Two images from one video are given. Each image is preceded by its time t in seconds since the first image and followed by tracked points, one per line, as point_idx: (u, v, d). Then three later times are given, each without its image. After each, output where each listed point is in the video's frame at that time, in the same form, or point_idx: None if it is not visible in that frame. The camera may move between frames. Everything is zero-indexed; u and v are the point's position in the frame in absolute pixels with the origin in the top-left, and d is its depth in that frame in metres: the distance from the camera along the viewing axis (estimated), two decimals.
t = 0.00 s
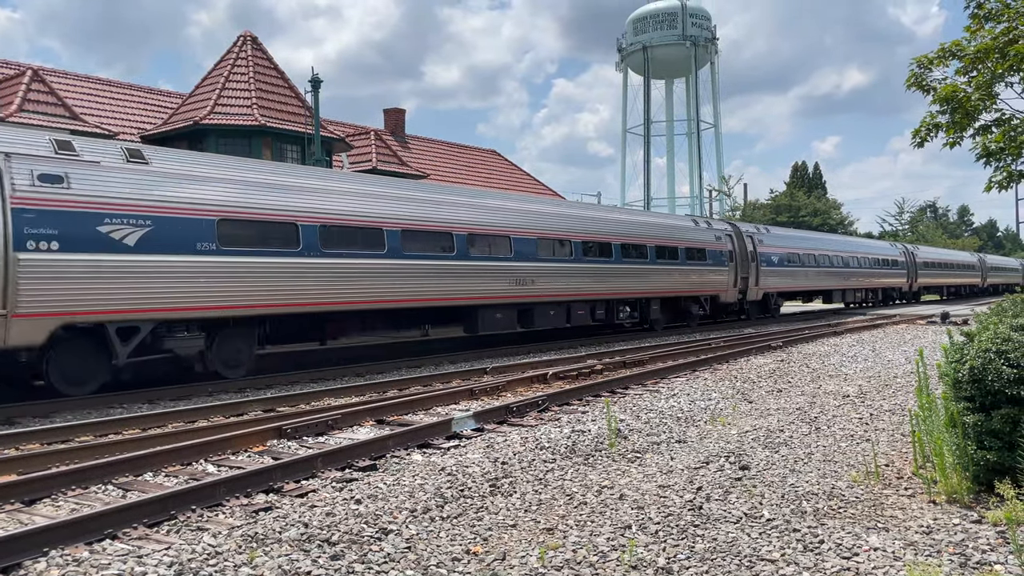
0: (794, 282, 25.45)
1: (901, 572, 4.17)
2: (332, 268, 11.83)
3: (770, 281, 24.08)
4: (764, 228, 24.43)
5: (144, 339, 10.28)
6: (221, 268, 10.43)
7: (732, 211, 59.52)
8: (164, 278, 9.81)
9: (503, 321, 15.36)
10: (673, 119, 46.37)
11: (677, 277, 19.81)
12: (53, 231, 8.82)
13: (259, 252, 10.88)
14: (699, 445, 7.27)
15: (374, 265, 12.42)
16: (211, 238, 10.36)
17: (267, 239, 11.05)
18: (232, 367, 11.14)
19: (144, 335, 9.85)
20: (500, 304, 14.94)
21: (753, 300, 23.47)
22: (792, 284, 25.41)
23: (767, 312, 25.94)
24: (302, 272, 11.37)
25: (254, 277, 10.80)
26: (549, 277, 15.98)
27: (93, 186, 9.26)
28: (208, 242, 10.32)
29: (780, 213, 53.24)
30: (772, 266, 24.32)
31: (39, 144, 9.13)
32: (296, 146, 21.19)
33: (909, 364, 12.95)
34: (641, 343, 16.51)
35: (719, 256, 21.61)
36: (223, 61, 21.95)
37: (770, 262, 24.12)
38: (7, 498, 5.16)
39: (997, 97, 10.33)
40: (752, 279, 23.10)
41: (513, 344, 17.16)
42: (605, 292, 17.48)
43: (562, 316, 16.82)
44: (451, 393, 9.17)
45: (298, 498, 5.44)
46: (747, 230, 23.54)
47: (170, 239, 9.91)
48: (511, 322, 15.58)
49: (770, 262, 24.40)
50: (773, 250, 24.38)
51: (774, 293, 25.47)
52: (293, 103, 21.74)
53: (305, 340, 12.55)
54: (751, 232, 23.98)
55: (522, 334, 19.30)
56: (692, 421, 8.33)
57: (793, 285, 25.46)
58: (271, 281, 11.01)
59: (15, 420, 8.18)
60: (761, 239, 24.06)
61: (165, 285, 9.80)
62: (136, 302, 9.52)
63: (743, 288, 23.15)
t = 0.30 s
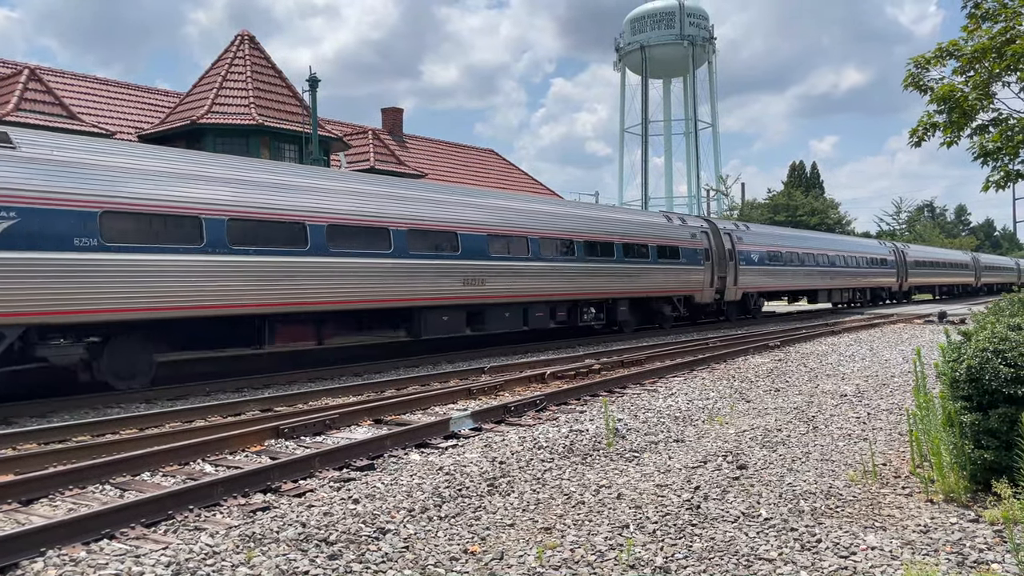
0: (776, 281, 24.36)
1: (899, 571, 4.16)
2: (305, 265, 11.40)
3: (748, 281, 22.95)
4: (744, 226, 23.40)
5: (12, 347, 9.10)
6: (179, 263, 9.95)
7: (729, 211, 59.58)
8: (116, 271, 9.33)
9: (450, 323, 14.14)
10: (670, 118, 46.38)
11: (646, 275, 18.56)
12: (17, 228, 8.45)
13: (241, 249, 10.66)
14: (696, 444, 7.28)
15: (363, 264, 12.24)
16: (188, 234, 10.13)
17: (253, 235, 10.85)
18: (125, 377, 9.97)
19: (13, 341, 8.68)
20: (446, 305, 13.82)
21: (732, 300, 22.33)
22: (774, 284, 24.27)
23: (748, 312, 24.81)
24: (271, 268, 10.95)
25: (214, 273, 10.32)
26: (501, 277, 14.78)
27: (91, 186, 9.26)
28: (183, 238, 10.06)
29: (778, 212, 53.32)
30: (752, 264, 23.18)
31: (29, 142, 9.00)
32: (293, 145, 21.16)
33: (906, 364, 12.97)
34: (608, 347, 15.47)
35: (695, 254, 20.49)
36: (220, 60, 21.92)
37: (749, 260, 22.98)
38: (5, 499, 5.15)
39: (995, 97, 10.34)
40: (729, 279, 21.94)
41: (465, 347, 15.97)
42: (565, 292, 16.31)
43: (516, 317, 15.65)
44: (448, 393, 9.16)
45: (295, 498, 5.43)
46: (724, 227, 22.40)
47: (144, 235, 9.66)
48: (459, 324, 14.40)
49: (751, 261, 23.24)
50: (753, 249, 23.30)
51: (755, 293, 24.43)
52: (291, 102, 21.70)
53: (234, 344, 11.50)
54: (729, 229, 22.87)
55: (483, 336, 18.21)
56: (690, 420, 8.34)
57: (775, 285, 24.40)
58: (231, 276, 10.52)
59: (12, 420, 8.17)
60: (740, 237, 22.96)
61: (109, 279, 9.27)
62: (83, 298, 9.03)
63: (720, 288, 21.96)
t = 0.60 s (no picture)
0: (757, 280, 23.50)
1: (896, 570, 4.17)
2: (283, 264, 11.15)
3: (726, 280, 22.06)
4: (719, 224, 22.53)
5: None
6: (157, 263, 9.78)
7: (726, 210, 59.65)
8: (89, 271, 9.13)
9: (387, 327, 13.09)
10: (668, 117, 46.40)
11: (613, 275, 17.68)
12: None
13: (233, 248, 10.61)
14: (694, 443, 7.28)
15: (341, 260, 11.96)
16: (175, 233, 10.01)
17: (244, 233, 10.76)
18: None
19: None
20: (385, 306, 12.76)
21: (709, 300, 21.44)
22: (754, 283, 23.40)
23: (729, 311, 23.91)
24: (250, 266, 10.74)
25: (194, 271, 10.13)
26: (450, 275, 13.81)
27: (89, 184, 9.25)
28: (174, 236, 10.00)
29: (776, 211, 53.36)
30: (730, 263, 22.33)
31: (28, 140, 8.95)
32: (291, 144, 21.13)
33: (903, 362, 13.00)
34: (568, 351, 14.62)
35: (668, 251, 19.64)
36: (217, 59, 21.88)
37: (726, 258, 22.11)
38: (2, 498, 5.13)
39: (992, 96, 10.37)
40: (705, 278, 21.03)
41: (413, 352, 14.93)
42: (522, 293, 15.40)
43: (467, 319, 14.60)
44: (446, 392, 9.15)
45: (293, 497, 5.43)
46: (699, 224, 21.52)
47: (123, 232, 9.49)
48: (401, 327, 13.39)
49: (728, 260, 22.35)
50: (730, 248, 22.42)
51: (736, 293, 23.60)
52: (288, 101, 21.65)
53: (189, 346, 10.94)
54: (706, 227, 22.00)
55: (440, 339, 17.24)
56: (688, 419, 8.35)
57: (756, 284, 23.55)
58: (217, 276, 10.39)
59: (10, 419, 8.16)
60: (717, 234, 22.09)
61: (78, 278, 9.03)
62: (55, 295, 8.82)
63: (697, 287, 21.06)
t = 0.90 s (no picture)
0: (735, 279, 22.45)
1: (893, 568, 4.17)
2: (237, 261, 10.63)
3: (702, 279, 21.01)
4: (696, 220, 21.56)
5: None
6: (143, 260, 9.64)
7: (724, 208, 59.67)
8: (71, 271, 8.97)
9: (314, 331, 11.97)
10: (666, 115, 46.40)
11: (574, 273, 16.61)
12: None
13: (230, 246, 10.60)
14: (691, 441, 7.29)
15: (295, 257, 11.35)
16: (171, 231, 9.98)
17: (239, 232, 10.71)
18: None
19: None
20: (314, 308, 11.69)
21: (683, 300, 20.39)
22: (732, 282, 22.37)
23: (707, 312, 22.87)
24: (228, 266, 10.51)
25: (176, 270, 9.98)
26: (388, 273, 12.72)
27: (87, 182, 9.23)
28: (169, 234, 9.96)
29: (773, 209, 53.36)
30: (706, 261, 21.33)
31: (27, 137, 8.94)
32: (289, 143, 21.11)
33: (900, 360, 13.03)
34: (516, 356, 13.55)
35: (638, 249, 18.60)
36: (214, 57, 21.85)
37: (702, 256, 21.09)
38: None
39: (989, 94, 10.40)
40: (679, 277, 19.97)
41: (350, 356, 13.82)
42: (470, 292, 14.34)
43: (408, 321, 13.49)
44: (444, 390, 9.15)
45: (290, 495, 5.42)
46: (673, 220, 20.48)
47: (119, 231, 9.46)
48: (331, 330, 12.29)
49: (706, 257, 21.36)
50: (707, 245, 21.47)
51: (715, 293, 22.61)
52: (285, 99, 21.62)
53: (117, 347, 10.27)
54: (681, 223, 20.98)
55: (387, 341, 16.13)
56: (685, 417, 8.35)
57: (734, 283, 22.52)
58: (210, 273, 10.34)
59: (8, 417, 8.14)
60: (692, 231, 21.06)
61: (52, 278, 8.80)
62: (16, 296, 8.49)
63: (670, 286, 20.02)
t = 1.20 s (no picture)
0: (711, 278, 21.59)
1: (890, 565, 4.18)
2: (159, 259, 9.80)
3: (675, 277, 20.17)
4: (672, 216, 20.80)
5: None
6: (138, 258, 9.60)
7: (721, 206, 59.70)
8: (52, 268, 8.84)
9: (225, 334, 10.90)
10: (664, 114, 46.39)
11: (528, 271, 15.60)
12: None
13: (227, 243, 10.58)
14: (688, 439, 7.30)
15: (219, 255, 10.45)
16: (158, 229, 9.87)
17: (218, 230, 10.51)
18: None
19: None
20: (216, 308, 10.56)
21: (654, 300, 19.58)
22: (707, 281, 21.53)
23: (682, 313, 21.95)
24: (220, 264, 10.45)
25: (171, 268, 9.95)
26: (316, 272, 11.62)
27: (85, 179, 9.20)
28: (165, 232, 9.93)
29: (771, 207, 53.32)
30: (680, 259, 20.49)
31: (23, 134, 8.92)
32: (286, 140, 21.07)
33: (897, 358, 13.05)
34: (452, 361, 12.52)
35: (605, 246, 17.80)
36: (211, 54, 21.80)
37: (675, 253, 20.27)
38: None
39: (985, 93, 10.42)
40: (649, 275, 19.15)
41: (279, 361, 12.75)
42: (411, 293, 13.25)
43: (340, 324, 12.42)
44: (441, 388, 9.15)
45: (287, 494, 5.42)
46: (644, 216, 19.65)
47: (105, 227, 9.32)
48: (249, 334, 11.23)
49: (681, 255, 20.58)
50: (684, 243, 20.67)
51: (692, 292, 21.76)
52: (282, 97, 21.59)
53: (24, 354, 9.36)
54: (653, 219, 20.17)
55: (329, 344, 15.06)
56: (682, 415, 8.36)
57: (709, 282, 21.65)
58: (205, 272, 10.30)
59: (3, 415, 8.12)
60: (666, 227, 20.24)
61: (29, 275, 8.63)
62: (12, 294, 8.47)
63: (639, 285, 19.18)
